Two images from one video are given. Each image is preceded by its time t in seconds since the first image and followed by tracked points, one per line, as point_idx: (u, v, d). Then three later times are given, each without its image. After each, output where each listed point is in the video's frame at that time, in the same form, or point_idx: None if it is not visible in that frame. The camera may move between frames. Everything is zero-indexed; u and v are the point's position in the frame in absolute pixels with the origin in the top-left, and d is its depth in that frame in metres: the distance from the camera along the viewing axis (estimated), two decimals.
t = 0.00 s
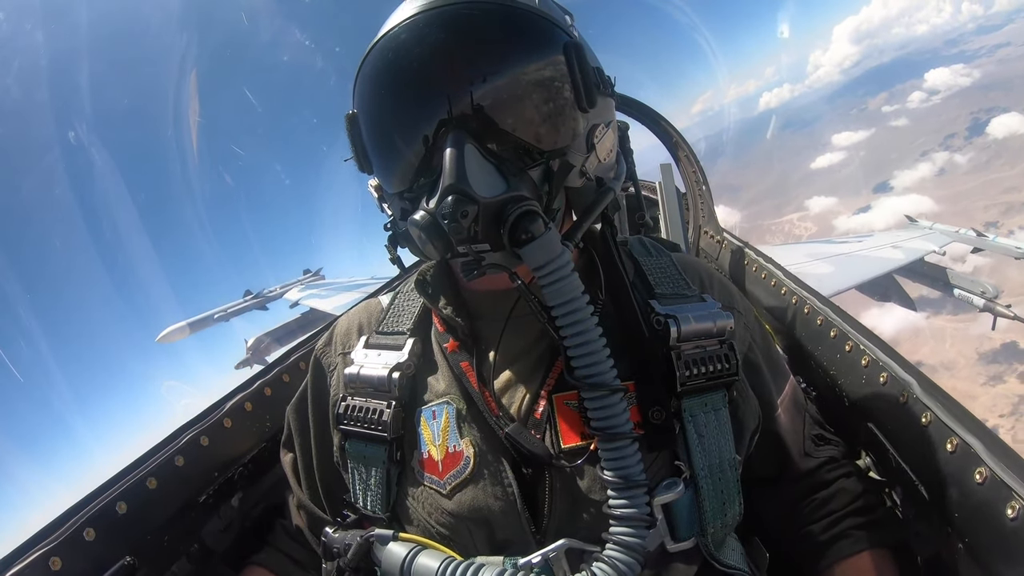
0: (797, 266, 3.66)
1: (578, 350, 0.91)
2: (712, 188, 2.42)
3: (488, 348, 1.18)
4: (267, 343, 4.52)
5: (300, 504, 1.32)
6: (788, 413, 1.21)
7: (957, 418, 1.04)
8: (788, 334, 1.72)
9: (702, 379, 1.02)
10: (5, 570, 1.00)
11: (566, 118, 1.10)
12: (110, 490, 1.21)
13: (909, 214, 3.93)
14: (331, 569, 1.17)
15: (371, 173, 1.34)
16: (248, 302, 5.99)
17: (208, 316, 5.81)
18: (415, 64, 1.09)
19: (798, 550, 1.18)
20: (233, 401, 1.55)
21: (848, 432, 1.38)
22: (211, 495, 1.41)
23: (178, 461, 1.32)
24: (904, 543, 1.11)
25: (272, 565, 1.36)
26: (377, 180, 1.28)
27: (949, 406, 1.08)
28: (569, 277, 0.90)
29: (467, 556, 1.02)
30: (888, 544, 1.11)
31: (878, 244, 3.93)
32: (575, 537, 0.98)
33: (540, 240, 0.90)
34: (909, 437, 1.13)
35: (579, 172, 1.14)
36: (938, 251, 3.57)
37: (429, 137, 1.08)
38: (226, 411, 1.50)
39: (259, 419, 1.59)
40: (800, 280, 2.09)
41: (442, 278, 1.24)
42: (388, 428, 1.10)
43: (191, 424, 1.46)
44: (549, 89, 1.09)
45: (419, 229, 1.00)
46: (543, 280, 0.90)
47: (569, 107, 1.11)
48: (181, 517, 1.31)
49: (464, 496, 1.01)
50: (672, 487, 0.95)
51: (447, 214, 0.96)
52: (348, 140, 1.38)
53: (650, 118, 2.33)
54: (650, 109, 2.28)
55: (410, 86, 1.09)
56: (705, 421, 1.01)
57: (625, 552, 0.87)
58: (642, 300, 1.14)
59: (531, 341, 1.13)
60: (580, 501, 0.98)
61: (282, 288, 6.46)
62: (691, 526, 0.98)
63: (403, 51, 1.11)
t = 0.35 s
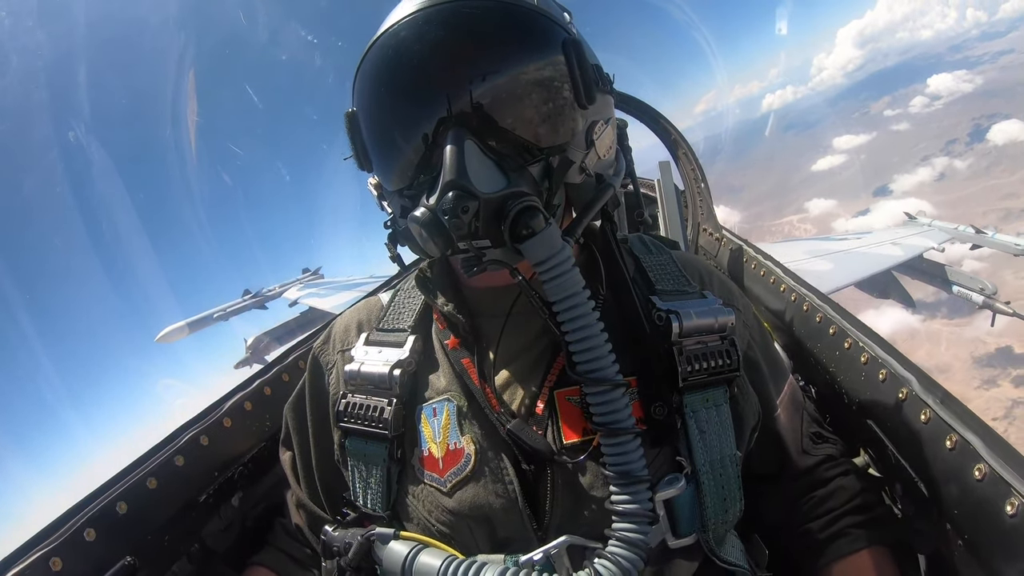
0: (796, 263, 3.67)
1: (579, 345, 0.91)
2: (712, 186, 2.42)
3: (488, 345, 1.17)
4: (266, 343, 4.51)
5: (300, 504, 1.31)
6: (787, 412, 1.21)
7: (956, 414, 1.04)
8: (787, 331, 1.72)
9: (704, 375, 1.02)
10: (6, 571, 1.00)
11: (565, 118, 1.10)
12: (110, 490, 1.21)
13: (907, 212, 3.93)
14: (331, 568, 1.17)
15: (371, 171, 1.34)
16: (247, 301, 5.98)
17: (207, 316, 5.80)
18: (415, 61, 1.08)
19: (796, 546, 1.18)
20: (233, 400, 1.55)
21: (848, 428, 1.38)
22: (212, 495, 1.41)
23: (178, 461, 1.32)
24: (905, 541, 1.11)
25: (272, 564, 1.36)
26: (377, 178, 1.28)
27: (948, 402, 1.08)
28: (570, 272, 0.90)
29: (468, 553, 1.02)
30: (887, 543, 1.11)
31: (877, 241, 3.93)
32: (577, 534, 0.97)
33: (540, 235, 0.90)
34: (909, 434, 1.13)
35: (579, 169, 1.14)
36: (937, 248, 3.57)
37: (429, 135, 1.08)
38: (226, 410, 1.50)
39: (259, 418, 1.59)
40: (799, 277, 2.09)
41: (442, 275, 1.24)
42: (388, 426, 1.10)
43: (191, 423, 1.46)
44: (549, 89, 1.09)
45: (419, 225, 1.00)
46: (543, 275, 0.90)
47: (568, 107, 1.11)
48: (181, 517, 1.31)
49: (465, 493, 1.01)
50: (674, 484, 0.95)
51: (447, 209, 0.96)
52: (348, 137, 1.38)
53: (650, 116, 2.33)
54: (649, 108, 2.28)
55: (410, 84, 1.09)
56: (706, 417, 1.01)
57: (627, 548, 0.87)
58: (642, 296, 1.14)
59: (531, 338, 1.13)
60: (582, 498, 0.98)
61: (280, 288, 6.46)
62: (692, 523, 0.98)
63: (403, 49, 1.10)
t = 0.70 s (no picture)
0: (795, 264, 3.67)
1: (576, 345, 0.91)
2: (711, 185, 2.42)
3: (484, 344, 1.17)
4: (264, 341, 4.50)
5: (298, 501, 1.31)
6: (786, 412, 1.22)
7: (953, 416, 1.04)
8: (784, 332, 1.72)
9: (699, 376, 1.02)
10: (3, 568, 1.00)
11: (564, 118, 1.10)
12: (107, 487, 1.21)
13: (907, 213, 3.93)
14: (328, 566, 1.17)
15: (369, 169, 1.33)
16: (246, 299, 5.98)
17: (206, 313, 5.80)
18: (414, 60, 1.08)
19: (795, 547, 1.18)
20: (231, 398, 1.55)
21: (845, 429, 1.38)
22: (209, 492, 1.41)
23: (175, 458, 1.32)
24: (903, 543, 1.11)
25: (269, 562, 1.36)
26: (375, 176, 1.28)
27: (946, 404, 1.08)
28: (567, 272, 0.90)
29: (462, 551, 1.02)
30: (885, 544, 1.10)
31: (877, 243, 3.94)
32: (574, 533, 0.98)
33: (538, 234, 0.90)
34: (906, 435, 1.13)
35: (577, 168, 1.14)
36: (936, 249, 3.58)
37: (427, 134, 1.08)
38: (224, 408, 1.50)
39: (257, 416, 1.59)
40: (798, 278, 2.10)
41: (439, 274, 1.25)
42: (383, 424, 1.10)
43: (189, 420, 1.46)
44: (548, 89, 1.09)
45: (416, 224, 1.01)
46: (540, 274, 0.90)
47: (567, 107, 1.11)
48: (179, 514, 1.31)
49: (460, 492, 1.01)
50: (669, 484, 0.96)
51: (444, 208, 0.96)
52: (346, 134, 1.38)
53: (649, 116, 2.33)
54: (648, 107, 2.28)
55: (407, 82, 1.09)
56: (702, 418, 1.01)
57: (621, 548, 0.87)
58: (639, 297, 1.14)
59: (527, 338, 1.13)
60: (576, 498, 0.98)
61: (279, 286, 6.46)
62: (687, 524, 0.98)
63: (402, 47, 1.10)
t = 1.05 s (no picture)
0: (793, 267, 3.67)
1: (574, 344, 0.91)
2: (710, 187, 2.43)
3: (483, 344, 1.17)
4: (261, 337, 4.49)
5: (294, 498, 1.31)
6: (781, 413, 1.22)
7: (948, 420, 1.05)
8: (781, 334, 1.73)
9: (698, 379, 1.02)
10: None
11: (565, 118, 1.10)
12: (103, 481, 1.20)
13: (905, 217, 3.95)
14: (324, 564, 1.17)
15: (370, 167, 1.33)
16: (243, 294, 5.96)
17: (202, 308, 5.77)
18: (415, 59, 1.08)
19: (790, 547, 1.18)
20: (227, 394, 1.54)
21: (841, 432, 1.39)
22: (205, 488, 1.40)
23: (172, 454, 1.32)
24: (896, 545, 1.12)
25: (265, 559, 1.36)
26: (375, 174, 1.28)
27: (942, 409, 1.09)
28: (565, 270, 0.90)
29: (459, 550, 1.02)
30: (879, 546, 1.10)
31: (875, 247, 3.95)
32: (573, 535, 0.98)
33: (537, 233, 0.90)
34: (903, 440, 1.13)
35: (577, 167, 1.13)
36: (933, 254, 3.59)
37: (428, 131, 1.07)
38: (220, 403, 1.50)
39: (253, 412, 1.59)
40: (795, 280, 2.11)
41: (438, 272, 1.25)
42: (382, 423, 1.10)
43: (185, 416, 1.45)
44: (549, 88, 1.08)
45: (416, 221, 0.98)
46: (539, 272, 0.90)
47: (569, 107, 1.11)
48: (174, 509, 1.31)
49: (458, 491, 1.01)
50: (666, 487, 0.96)
51: (443, 205, 0.96)
52: (347, 132, 1.38)
53: (650, 117, 2.33)
54: (649, 108, 2.28)
55: (409, 80, 1.09)
56: (700, 421, 1.01)
57: (618, 547, 0.87)
58: (638, 300, 1.15)
59: (526, 338, 1.13)
60: (575, 500, 0.98)
61: (276, 282, 6.44)
62: (684, 526, 0.99)
63: (403, 45, 1.10)
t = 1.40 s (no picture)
0: (792, 268, 3.67)
1: (564, 347, 0.91)
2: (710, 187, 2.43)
3: (480, 344, 1.17)
4: (261, 334, 4.49)
5: (293, 495, 1.32)
6: (780, 417, 1.22)
7: (946, 422, 1.05)
8: (781, 336, 1.72)
9: (695, 380, 1.02)
10: None
11: (560, 118, 1.10)
12: (102, 478, 1.21)
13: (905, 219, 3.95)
14: (321, 562, 1.17)
15: (365, 169, 1.33)
16: (242, 293, 5.95)
17: (201, 306, 5.77)
18: (409, 59, 1.08)
19: (788, 551, 1.18)
20: (226, 391, 1.55)
21: (840, 434, 1.39)
22: (203, 485, 1.40)
23: (170, 451, 1.32)
24: (895, 548, 1.12)
25: (263, 557, 1.36)
26: (372, 176, 1.27)
27: (940, 411, 1.09)
28: (553, 274, 0.90)
29: (455, 549, 1.02)
30: (877, 549, 1.10)
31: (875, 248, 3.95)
32: (569, 535, 0.98)
33: (524, 236, 0.89)
34: (902, 442, 1.13)
35: (569, 168, 1.12)
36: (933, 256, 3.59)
37: (422, 131, 1.07)
38: (219, 401, 1.50)
39: (252, 409, 1.59)
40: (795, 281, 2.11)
41: (435, 271, 1.24)
42: (379, 421, 1.10)
43: (183, 413, 1.45)
44: (544, 88, 1.08)
45: (407, 225, 1.01)
46: (527, 276, 0.90)
47: (563, 106, 1.10)
48: (172, 507, 1.31)
49: (455, 491, 1.02)
50: (663, 488, 0.96)
51: (430, 210, 0.96)
52: (342, 137, 1.38)
53: (650, 117, 2.33)
54: (649, 108, 2.28)
55: (403, 81, 1.08)
56: (697, 422, 1.02)
57: (613, 547, 0.88)
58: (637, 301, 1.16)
59: (520, 342, 1.13)
60: (571, 501, 0.98)
61: (276, 280, 6.43)
62: (681, 527, 0.99)
63: (398, 46, 1.10)
